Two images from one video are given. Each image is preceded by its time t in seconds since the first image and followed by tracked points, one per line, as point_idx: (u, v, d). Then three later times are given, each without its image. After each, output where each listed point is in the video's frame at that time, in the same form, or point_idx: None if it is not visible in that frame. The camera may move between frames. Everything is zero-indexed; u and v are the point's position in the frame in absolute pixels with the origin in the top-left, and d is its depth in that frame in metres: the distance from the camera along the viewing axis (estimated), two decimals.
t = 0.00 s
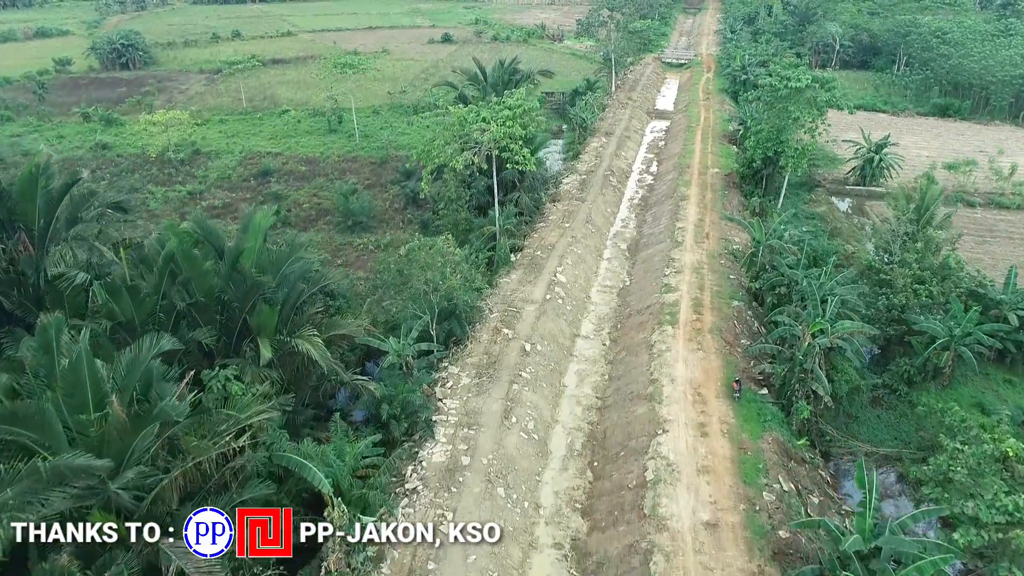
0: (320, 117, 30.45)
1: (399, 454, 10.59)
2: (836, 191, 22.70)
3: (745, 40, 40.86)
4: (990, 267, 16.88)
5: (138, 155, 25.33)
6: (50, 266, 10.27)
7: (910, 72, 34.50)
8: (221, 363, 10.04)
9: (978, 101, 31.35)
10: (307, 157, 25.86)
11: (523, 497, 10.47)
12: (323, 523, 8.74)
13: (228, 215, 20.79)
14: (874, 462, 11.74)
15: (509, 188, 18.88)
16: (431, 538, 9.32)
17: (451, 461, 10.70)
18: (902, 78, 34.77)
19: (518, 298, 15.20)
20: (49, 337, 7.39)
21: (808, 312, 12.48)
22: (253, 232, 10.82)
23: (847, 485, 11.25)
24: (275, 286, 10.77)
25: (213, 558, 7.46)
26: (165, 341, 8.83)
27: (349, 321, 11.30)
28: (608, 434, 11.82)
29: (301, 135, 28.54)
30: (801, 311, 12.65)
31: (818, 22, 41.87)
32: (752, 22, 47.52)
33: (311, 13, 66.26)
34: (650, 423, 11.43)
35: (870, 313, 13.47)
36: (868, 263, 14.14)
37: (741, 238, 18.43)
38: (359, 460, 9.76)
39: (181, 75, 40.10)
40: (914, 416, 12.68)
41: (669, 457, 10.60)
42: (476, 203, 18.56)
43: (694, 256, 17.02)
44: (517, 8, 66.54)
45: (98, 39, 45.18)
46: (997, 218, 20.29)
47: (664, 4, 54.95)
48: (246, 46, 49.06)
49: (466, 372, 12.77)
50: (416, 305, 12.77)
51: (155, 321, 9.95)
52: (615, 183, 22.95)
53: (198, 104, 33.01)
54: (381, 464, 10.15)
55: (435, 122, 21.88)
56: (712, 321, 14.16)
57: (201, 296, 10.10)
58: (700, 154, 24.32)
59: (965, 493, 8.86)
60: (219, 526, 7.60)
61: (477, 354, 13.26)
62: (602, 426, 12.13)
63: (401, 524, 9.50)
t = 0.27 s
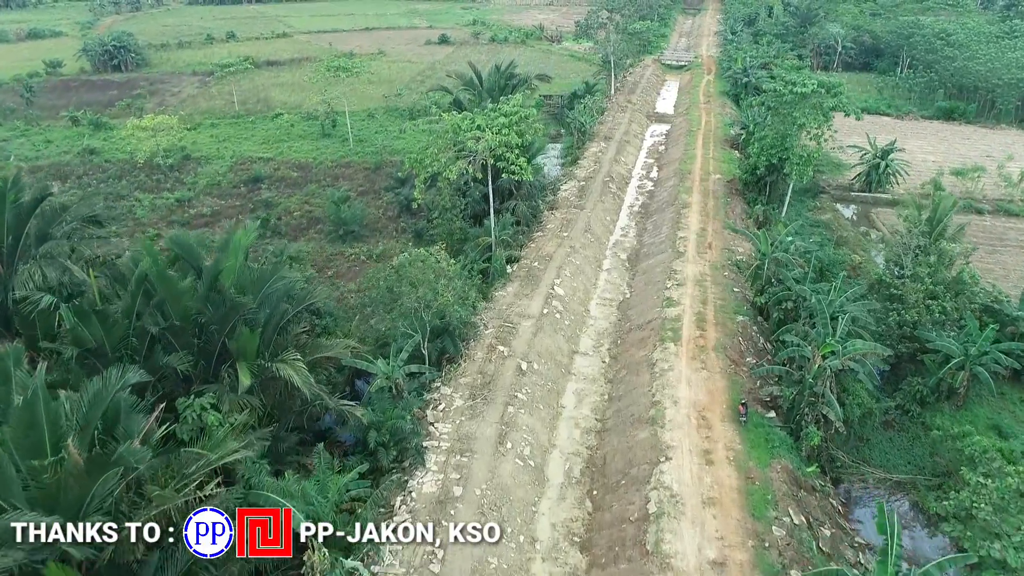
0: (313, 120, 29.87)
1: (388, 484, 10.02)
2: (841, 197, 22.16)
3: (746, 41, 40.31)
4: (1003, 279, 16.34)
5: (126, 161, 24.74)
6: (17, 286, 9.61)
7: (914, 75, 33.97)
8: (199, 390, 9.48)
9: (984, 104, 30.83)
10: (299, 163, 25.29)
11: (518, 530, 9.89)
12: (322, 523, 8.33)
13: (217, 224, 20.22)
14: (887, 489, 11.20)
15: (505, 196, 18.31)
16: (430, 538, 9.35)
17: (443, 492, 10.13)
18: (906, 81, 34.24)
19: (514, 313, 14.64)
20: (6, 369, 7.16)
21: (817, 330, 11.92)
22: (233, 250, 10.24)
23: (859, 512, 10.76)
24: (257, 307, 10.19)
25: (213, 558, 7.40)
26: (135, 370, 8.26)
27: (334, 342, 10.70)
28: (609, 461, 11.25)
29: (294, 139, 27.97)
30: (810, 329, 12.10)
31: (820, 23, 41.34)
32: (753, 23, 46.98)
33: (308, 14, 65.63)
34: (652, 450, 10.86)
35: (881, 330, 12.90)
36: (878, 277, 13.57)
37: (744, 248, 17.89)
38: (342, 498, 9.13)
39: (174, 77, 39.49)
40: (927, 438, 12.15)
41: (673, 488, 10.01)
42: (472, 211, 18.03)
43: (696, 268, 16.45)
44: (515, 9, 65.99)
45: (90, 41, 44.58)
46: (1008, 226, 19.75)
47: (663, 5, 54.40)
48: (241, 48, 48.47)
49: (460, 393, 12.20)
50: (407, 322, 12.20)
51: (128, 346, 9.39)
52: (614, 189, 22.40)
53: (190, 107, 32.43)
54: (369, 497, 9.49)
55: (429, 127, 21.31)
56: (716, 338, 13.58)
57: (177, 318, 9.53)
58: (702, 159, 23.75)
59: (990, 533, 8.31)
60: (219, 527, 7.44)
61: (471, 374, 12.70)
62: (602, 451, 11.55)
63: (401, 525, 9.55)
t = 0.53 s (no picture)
0: (306, 124, 29.32)
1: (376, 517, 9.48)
2: (844, 204, 21.71)
3: (746, 43, 39.84)
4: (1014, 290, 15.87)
5: (113, 167, 24.18)
6: None
7: (916, 77, 33.55)
8: (174, 419, 8.95)
9: (988, 108, 30.40)
10: (291, 168, 24.74)
11: (512, 565, 9.35)
12: (322, 523, 8.47)
13: (205, 232, 19.67)
14: (900, 516, 10.69)
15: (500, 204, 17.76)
16: (431, 538, 9.30)
17: (435, 525, 9.60)
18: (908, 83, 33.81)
19: (510, 328, 14.11)
20: None
21: (825, 349, 11.42)
22: (211, 269, 9.69)
23: (871, 541, 10.25)
24: (236, 329, 9.68)
25: (213, 558, 7.26)
26: (101, 403, 7.71)
27: (318, 366, 10.17)
28: (609, 488, 10.71)
29: (286, 144, 27.43)
30: (817, 348, 11.59)
31: (820, 25, 40.88)
32: (752, 24, 46.54)
33: (303, 15, 65.06)
34: (654, 477, 10.33)
35: (891, 347, 12.38)
36: (887, 291, 13.06)
37: (747, 257, 17.39)
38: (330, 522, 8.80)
39: (165, 79, 38.89)
40: (940, 460, 11.64)
41: (676, 520, 9.49)
42: (466, 220, 17.52)
43: (698, 279, 15.93)
44: (512, 10, 65.49)
45: (81, 43, 43.96)
46: (1016, 233, 19.28)
47: (662, 6, 53.95)
48: (234, 50, 47.89)
49: (452, 415, 11.67)
50: (397, 341, 11.67)
51: (98, 373, 8.85)
52: (613, 195, 21.89)
53: (180, 111, 31.87)
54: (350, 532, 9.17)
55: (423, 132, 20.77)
56: (720, 354, 13.06)
57: (150, 344, 8.98)
58: (702, 164, 23.24)
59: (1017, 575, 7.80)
60: (218, 527, 7.35)
61: (464, 394, 12.17)
62: (602, 478, 11.02)
63: (401, 524, 9.45)
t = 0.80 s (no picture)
0: (296, 129, 28.71)
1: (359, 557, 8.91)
2: (847, 211, 21.20)
3: (744, 45, 39.31)
4: None
5: (97, 173, 23.54)
6: None
7: (917, 79, 33.08)
8: (143, 455, 8.37)
9: (990, 111, 29.94)
10: (280, 174, 24.12)
11: None
12: (321, 524, 8.96)
13: (189, 242, 19.05)
14: (914, 548, 10.13)
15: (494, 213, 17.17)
16: (431, 537, 9.25)
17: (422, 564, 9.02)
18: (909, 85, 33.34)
19: (503, 345, 13.55)
20: None
21: (833, 371, 10.87)
22: (183, 294, 9.10)
23: None
24: (209, 357, 9.11)
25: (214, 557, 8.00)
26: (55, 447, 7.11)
27: (297, 394, 9.58)
28: (608, 520, 10.14)
29: (275, 149, 26.83)
30: (825, 370, 11.04)
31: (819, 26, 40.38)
32: (750, 25, 46.03)
33: (296, 16, 64.37)
34: (655, 510, 9.76)
35: (901, 367, 11.84)
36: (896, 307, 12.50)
37: (748, 269, 16.85)
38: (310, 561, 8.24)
39: (154, 82, 38.21)
40: (953, 487, 11.10)
41: (679, 559, 8.91)
42: (458, 230, 16.97)
43: (698, 292, 15.36)
44: (508, 11, 64.85)
45: (68, 45, 43.20)
46: None
47: (659, 7, 53.42)
48: (225, 51, 47.19)
49: (442, 440, 11.10)
50: (383, 364, 11.09)
51: (59, 408, 8.26)
52: (610, 203, 21.33)
53: (168, 115, 31.22)
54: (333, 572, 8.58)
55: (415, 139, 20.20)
56: (722, 374, 12.50)
57: (116, 375, 8.38)
58: (701, 170, 22.70)
59: None
60: (218, 527, 8.10)
61: (454, 418, 11.60)
62: (600, 509, 10.44)
63: (401, 525, 9.44)
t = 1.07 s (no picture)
0: (286, 133, 28.11)
1: None
2: (848, 218, 20.73)
3: (741, 46, 38.84)
4: None
5: (79, 181, 22.93)
6: None
7: (916, 81, 32.64)
8: (107, 494, 7.82)
9: (991, 114, 29.51)
10: (268, 181, 23.54)
11: None
12: (321, 523, 8.61)
13: (172, 252, 18.45)
14: None
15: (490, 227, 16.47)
16: (431, 538, 9.31)
17: None
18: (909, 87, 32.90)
19: (495, 363, 13.01)
20: None
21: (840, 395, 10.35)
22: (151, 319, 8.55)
23: None
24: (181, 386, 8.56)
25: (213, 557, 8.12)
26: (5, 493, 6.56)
27: (274, 424, 9.01)
28: (605, 554, 9.60)
29: (264, 154, 26.24)
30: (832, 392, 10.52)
31: (816, 28, 39.91)
32: (746, 26, 45.57)
33: (288, 17, 63.73)
34: (654, 545, 9.23)
35: (910, 387, 11.33)
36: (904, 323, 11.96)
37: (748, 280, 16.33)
38: None
39: (142, 85, 37.57)
40: (966, 514, 10.60)
41: None
42: (449, 241, 16.42)
43: (697, 305, 14.84)
44: (502, 11, 64.29)
45: (55, 47, 42.49)
46: None
47: (654, 8, 52.93)
48: (215, 53, 46.54)
49: (430, 468, 10.56)
50: (367, 388, 10.52)
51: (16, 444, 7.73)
52: (605, 210, 20.81)
53: (155, 119, 30.60)
54: None
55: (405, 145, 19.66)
56: (724, 395, 11.97)
57: (80, 409, 7.84)
58: (698, 176, 22.20)
59: None
60: (218, 528, 8.10)
61: (443, 442, 11.05)
62: (596, 541, 9.90)
63: (401, 525, 9.49)
